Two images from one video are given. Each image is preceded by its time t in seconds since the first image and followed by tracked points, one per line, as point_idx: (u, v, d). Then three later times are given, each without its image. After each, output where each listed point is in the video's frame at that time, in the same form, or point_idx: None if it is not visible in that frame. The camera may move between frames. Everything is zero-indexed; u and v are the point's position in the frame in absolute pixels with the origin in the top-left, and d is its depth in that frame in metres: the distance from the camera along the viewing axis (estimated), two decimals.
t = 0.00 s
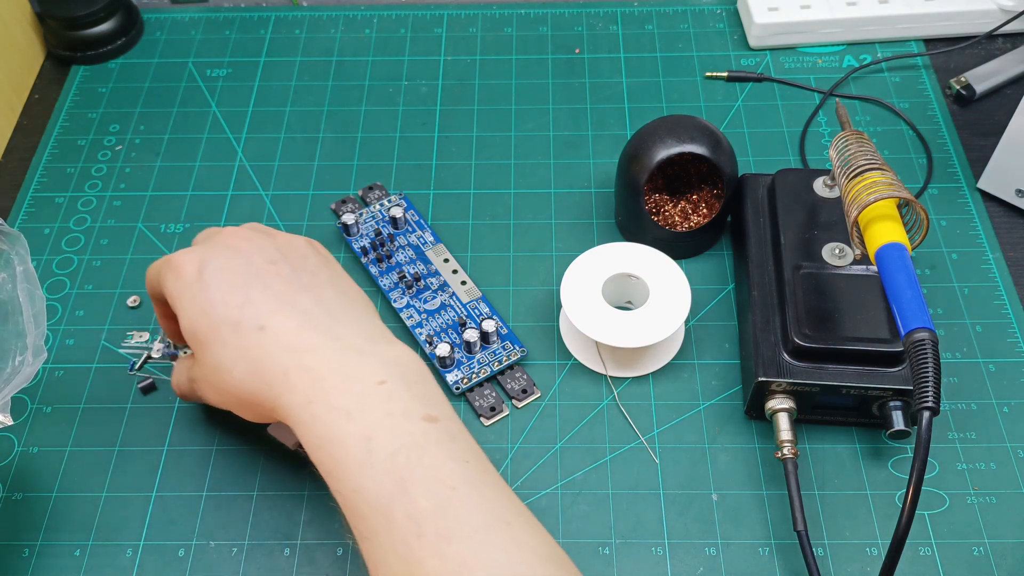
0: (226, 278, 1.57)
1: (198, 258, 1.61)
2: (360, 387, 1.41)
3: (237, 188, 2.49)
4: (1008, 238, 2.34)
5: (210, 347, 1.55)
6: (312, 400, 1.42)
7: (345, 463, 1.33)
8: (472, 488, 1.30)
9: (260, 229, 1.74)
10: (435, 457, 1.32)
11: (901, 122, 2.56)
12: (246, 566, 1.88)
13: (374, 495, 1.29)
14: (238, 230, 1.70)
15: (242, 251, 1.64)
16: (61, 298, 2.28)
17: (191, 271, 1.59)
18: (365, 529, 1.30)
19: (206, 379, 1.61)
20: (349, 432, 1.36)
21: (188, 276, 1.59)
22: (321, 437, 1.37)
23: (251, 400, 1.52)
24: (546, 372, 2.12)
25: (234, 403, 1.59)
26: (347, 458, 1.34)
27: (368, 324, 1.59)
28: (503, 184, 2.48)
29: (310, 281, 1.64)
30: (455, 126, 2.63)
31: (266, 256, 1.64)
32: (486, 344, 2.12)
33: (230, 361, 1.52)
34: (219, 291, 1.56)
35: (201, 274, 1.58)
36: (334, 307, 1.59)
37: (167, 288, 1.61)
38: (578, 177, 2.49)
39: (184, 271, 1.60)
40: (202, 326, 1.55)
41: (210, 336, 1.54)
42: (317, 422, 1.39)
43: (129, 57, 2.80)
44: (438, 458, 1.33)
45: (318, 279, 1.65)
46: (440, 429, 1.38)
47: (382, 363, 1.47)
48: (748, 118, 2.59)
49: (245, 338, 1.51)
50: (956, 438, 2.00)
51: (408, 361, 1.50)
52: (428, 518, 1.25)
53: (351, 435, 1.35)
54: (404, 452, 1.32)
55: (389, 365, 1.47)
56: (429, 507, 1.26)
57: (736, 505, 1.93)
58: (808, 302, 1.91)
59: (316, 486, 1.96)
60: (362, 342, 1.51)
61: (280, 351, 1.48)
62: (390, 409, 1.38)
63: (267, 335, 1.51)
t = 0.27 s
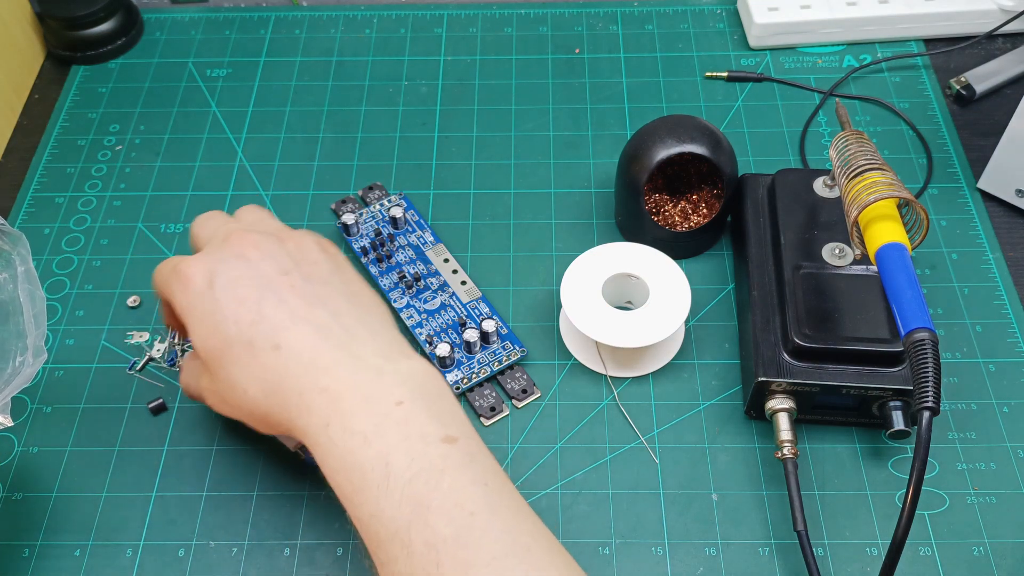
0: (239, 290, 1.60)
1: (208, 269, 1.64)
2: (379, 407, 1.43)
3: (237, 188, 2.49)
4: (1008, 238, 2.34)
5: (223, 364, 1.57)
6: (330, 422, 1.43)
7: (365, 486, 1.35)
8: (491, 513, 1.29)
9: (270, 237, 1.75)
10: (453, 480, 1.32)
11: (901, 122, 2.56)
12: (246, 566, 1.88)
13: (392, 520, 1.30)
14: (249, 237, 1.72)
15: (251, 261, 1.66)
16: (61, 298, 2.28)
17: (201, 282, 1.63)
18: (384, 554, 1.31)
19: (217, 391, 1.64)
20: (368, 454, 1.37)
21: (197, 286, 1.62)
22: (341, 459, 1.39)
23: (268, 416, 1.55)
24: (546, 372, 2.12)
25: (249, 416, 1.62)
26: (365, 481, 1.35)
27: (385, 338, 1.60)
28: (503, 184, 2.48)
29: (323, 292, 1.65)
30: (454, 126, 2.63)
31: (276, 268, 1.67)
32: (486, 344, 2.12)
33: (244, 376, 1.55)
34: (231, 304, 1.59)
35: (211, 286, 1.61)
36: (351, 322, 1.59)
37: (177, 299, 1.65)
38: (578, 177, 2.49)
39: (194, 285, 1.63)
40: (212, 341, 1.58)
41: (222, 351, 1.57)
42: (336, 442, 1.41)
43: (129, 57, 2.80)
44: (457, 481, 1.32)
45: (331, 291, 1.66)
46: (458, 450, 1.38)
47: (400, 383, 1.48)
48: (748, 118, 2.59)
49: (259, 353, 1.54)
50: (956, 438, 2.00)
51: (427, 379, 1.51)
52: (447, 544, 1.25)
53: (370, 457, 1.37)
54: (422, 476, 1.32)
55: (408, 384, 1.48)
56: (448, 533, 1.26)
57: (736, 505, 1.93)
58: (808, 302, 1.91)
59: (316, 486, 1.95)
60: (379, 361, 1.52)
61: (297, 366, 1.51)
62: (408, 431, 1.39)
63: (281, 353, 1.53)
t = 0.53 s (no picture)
0: (191, 333, 1.65)
1: (155, 314, 1.67)
2: (340, 432, 1.51)
3: (237, 188, 2.49)
4: (1008, 238, 2.34)
5: (177, 404, 1.62)
6: (289, 451, 1.51)
7: (330, 516, 1.44)
8: (457, 530, 1.37)
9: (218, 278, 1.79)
10: (417, 500, 1.41)
11: (901, 122, 2.56)
12: (246, 566, 1.88)
13: (360, 546, 1.39)
14: (197, 279, 1.76)
15: (199, 302, 1.70)
16: (61, 298, 2.28)
17: (150, 327, 1.66)
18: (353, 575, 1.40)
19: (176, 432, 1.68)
20: (332, 482, 1.45)
21: (145, 331, 1.66)
22: (306, 490, 1.47)
23: (229, 454, 1.61)
24: (546, 372, 2.12)
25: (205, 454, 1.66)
26: (331, 510, 1.43)
27: (342, 361, 1.67)
28: (503, 184, 2.48)
29: (271, 324, 1.71)
30: (454, 126, 2.63)
31: (225, 305, 1.71)
32: (486, 344, 2.12)
33: (203, 415, 1.60)
34: (181, 345, 1.64)
35: (161, 330, 1.65)
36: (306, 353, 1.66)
37: (130, 348, 1.67)
38: (578, 177, 2.49)
39: (142, 329, 1.66)
40: (165, 383, 1.62)
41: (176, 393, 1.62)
42: (299, 472, 1.49)
43: (129, 57, 2.80)
44: (419, 500, 1.41)
45: (281, 322, 1.73)
46: (422, 469, 1.47)
47: (360, 405, 1.56)
48: (748, 118, 2.59)
49: (212, 388, 1.59)
50: (956, 438, 2.00)
51: (388, 400, 1.59)
52: (416, 563, 1.33)
53: (337, 482, 1.45)
54: (387, 498, 1.41)
55: (368, 407, 1.56)
56: (416, 555, 1.34)
57: (736, 505, 1.93)
58: (808, 302, 1.91)
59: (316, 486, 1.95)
60: (336, 385, 1.59)
61: (256, 399, 1.57)
62: (369, 453, 1.47)
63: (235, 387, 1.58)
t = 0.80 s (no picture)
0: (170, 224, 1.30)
1: (129, 184, 1.31)
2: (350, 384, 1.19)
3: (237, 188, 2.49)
4: (1008, 238, 2.34)
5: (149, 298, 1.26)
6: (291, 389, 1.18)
7: (335, 471, 1.12)
8: (478, 506, 1.13)
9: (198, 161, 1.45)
10: (441, 471, 1.14)
11: (901, 122, 2.56)
12: (246, 565, 1.87)
13: (369, 504, 1.10)
14: (173, 165, 1.39)
15: (184, 188, 1.36)
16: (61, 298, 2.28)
17: (127, 199, 1.29)
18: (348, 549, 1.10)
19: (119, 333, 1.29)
20: (340, 436, 1.14)
21: (116, 202, 1.28)
22: (302, 435, 1.15)
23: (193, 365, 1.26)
24: (546, 372, 2.12)
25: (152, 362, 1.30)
26: (338, 466, 1.12)
27: (340, 307, 1.35)
28: (503, 184, 2.48)
29: (262, 238, 1.39)
30: (454, 126, 2.63)
31: (216, 203, 1.38)
32: (486, 344, 2.12)
33: (172, 322, 1.25)
34: (164, 233, 1.29)
35: (135, 204, 1.29)
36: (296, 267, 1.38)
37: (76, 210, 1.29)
38: (578, 177, 2.49)
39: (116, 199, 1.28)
40: (131, 267, 1.26)
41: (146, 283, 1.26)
42: (299, 419, 1.16)
43: (129, 57, 2.80)
44: (443, 470, 1.15)
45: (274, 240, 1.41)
46: (439, 435, 1.20)
47: (371, 355, 1.26)
48: (748, 118, 2.59)
49: (205, 299, 1.26)
50: (956, 438, 2.00)
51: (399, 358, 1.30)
52: (433, 539, 1.08)
53: (344, 438, 1.14)
54: (408, 460, 1.13)
55: (380, 360, 1.26)
56: (435, 527, 1.08)
57: (736, 505, 1.93)
58: (808, 302, 1.91)
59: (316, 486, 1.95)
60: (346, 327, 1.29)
61: (244, 322, 1.24)
62: (386, 409, 1.18)
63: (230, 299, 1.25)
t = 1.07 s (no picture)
0: (242, 165, 1.25)
1: (252, 121, 1.29)
2: (406, 360, 1.12)
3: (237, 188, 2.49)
4: (1008, 238, 2.34)
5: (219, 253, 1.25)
6: (352, 353, 1.13)
7: (384, 438, 1.05)
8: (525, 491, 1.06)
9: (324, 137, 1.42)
10: (490, 454, 1.06)
11: (901, 122, 2.56)
12: (246, 565, 1.88)
13: (418, 475, 1.02)
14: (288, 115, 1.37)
15: (303, 147, 1.34)
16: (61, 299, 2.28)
17: (237, 137, 1.27)
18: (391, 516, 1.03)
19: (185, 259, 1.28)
20: (394, 403, 1.07)
21: (229, 139, 1.26)
22: (356, 402, 1.09)
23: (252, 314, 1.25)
24: (545, 372, 2.12)
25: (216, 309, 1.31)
26: (392, 434, 1.05)
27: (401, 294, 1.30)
28: (503, 184, 2.48)
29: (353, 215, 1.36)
30: (454, 126, 2.63)
31: (319, 166, 1.36)
32: (486, 344, 2.12)
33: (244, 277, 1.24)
34: (250, 182, 1.25)
35: (251, 155, 1.26)
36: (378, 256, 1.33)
37: (194, 141, 1.25)
38: (578, 177, 2.49)
39: (226, 131, 1.26)
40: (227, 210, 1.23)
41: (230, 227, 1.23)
42: (353, 386, 1.10)
43: (129, 57, 2.80)
44: (491, 453, 1.07)
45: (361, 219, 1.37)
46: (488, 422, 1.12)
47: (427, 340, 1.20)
48: (748, 118, 2.59)
49: (282, 250, 1.23)
50: (956, 438, 2.00)
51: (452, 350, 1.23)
52: (483, 515, 1.00)
53: (396, 405, 1.07)
54: (458, 438, 1.05)
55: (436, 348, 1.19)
56: (480, 502, 1.01)
57: (736, 505, 1.93)
58: (808, 302, 1.91)
59: (316, 486, 1.96)
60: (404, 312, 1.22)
61: (318, 288, 1.21)
62: (442, 390, 1.10)
63: (311, 260, 1.23)
